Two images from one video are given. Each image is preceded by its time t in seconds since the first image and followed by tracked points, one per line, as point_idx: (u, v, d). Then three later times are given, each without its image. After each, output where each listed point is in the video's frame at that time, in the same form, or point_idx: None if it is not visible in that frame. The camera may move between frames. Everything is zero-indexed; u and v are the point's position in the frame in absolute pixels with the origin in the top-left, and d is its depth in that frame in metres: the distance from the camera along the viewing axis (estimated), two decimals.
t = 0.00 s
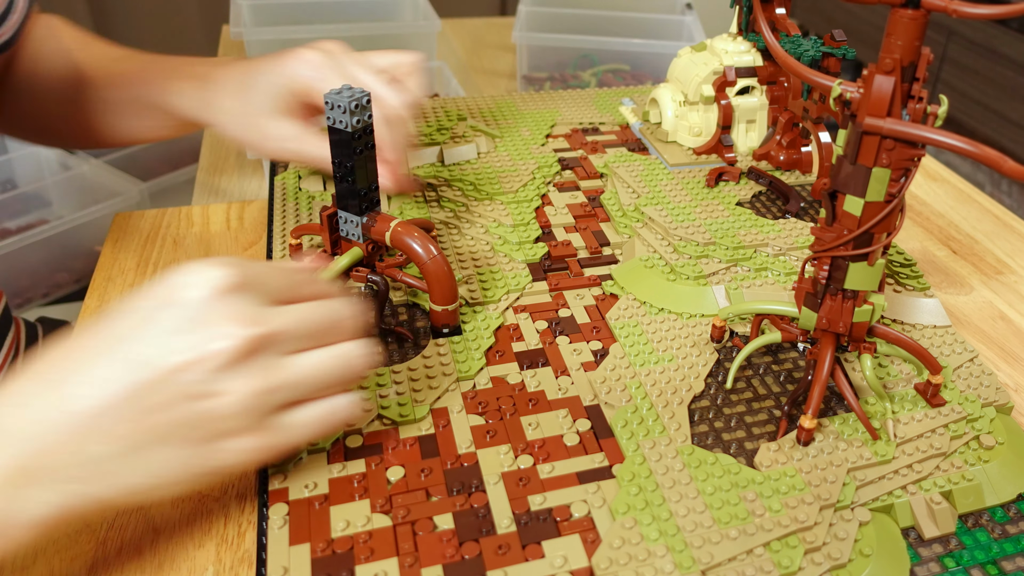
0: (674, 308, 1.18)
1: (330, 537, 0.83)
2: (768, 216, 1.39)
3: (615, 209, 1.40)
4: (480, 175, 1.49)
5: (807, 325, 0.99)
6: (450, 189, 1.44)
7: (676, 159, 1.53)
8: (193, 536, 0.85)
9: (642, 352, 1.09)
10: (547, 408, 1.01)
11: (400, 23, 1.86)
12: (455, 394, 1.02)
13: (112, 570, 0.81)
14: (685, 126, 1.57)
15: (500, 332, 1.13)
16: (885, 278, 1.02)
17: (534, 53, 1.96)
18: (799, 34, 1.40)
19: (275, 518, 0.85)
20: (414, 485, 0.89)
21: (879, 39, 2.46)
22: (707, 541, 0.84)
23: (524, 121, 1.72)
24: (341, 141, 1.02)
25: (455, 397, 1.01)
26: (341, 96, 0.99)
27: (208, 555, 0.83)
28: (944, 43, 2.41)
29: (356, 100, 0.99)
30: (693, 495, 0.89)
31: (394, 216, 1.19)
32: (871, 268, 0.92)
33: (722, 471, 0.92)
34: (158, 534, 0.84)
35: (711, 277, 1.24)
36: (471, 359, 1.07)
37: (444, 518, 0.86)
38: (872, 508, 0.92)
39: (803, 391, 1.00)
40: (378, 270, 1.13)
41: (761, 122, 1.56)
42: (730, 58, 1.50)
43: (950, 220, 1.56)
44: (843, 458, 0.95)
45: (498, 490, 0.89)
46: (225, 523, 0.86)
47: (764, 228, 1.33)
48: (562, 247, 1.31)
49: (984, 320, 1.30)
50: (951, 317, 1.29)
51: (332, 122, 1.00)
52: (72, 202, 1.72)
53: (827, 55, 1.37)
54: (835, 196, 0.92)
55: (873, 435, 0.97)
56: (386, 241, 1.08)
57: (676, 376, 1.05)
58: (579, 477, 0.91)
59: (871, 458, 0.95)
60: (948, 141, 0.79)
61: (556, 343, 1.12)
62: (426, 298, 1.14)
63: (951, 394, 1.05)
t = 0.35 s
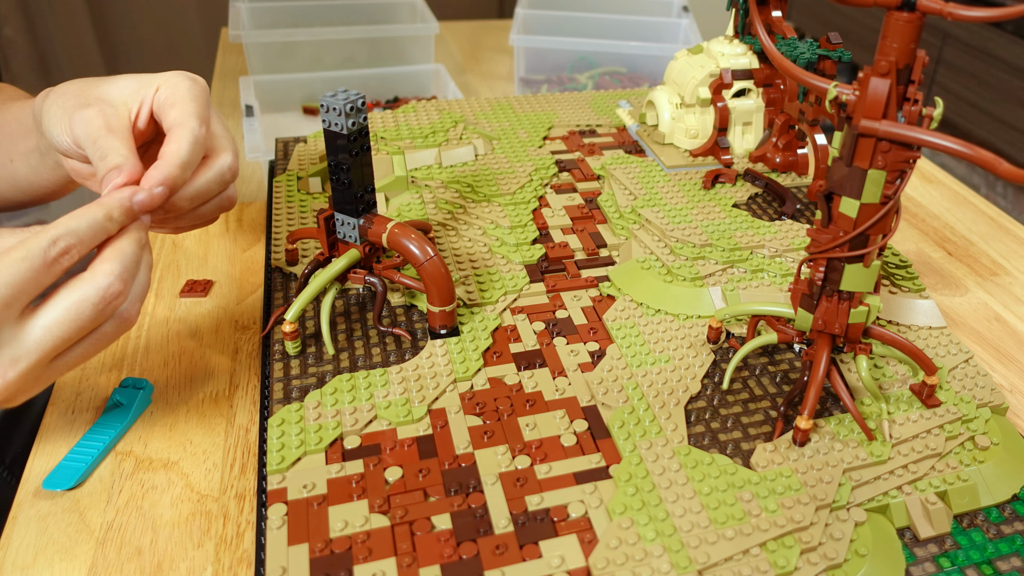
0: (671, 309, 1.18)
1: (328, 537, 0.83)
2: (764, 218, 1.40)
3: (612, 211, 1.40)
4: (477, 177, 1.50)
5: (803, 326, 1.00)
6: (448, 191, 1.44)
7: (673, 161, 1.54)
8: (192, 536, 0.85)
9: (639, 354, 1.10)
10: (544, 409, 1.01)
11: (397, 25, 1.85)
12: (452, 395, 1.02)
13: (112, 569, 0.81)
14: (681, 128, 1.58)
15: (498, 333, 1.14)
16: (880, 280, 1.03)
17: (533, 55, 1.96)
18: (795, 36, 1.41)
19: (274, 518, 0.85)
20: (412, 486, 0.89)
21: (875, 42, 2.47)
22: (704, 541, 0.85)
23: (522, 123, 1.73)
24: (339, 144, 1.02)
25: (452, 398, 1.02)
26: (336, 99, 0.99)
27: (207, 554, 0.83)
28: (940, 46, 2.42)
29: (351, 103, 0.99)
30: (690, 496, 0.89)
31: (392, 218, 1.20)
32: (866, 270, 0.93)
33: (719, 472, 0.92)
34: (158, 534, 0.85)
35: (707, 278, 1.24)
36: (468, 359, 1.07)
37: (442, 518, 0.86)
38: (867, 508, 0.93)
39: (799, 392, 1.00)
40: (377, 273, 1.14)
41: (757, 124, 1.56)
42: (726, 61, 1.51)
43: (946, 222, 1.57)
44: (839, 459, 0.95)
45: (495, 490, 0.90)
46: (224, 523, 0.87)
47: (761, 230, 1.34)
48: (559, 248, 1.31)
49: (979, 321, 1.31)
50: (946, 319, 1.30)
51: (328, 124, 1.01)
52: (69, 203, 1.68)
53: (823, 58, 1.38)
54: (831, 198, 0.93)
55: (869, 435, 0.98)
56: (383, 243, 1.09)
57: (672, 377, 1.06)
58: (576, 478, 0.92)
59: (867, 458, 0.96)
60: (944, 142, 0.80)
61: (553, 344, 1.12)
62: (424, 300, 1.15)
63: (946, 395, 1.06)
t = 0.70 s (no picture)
0: (668, 311, 1.19)
1: (327, 537, 0.84)
2: (761, 220, 1.40)
3: (609, 213, 1.41)
4: (475, 178, 1.50)
5: (799, 327, 1.01)
6: (445, 193, 1.45)
7: (669, 163, 1.54)
8: (191, 536, 0.85)
9: (636, 355, 1.10)
10: (542, 409, 1.02)
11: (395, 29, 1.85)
12: (450, 396, 1.03)
13: (111, 569, 0.81)
14: (678, 130, 1.59)
15: (495, 334, 1.14)
16: (876, 282, 1.03)
17: (529, 58, 1.97)
18: (790, 39, 1.42)
19: (273, 518, 0.85)
20: (410, 486, 0.90)
21: (871, 44, 2.48)
22: (700, 542, 0.85)
23: (519, 125, 1.74)
24: (338, 146, 1.02)
25: (450, 398, 1.02)
26: (335, 101, 1.00)
27: (206, 554, 0.84)
28: (935, 48, 2.43)
29: (349, 105, 1.00)
30: (686, 496, 0.90)
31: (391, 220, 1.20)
32: (862, 271, 0.94)
33: (715, 472, 0.93)
34: (157, 534, 0.85)
35: (704, 280, 1.25)
36: (466, 360, 1.08)
37: (439, 518, 0.87)
38: (863, 508, 0.93)
39: (796, 393, 1.01)
40: (376, 274, 1.14)
41: (754, 126, 1.57)
42: (722, 64, 1.52)
43: (941, 224, 1.57)
44: (835, 459, 0.96)
45: (493, 491, 0.90)
46: (223, 523, 0.87)
47: (757, 232, 1.35)
48: (557, 250, 1.32)
49: (974, 322, 1.31)
50: (942, 320, 1.30)
51: (326, 126, 1.01)
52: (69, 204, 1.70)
53: (819, 61, 1.39)
54: (827, 200, 0.94)
55: (865, 436, 0.98)
56: (381, 245, 1.09)
57: (669, 378, 1.06)
58: (573, 478, 0.92)
59: (863, 459, 0.97)
60: (939, 145, 0.81)
61: (551, 345, 1.13)
62: (422, 301, 1.15)
63: (942, 396, 1.06)
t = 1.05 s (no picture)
0: (664, 312, 1.19)
1: (325, 538, 0.84)
2: (757, 221, 1.41)
3: (606, 215, 1.41)
4: (473, 180, 1.51)
5: (795, 328, 1.01)
6: (443, 195, 1.46)
7: (666, 165, 1.55)
8: (190, 537, 0.86)
9: (633, 356, 1.11)
10: (539, 410, 1.02)
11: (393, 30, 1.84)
12: (448, 397, 1.03)
13: (110, 570, 0.82)
14: (675, 132, 1.58)
15: (493, 335, 1.15)
16: (872, 283, 1.04)
17: (526, 61, 1.97)
18: (787, 41, 1.43)
19: (272, 518, 0.85)
20: (408, 487, 0.90)
21: (867, 47, 2.50)
22: (697, 542, 0.86)
23: (517, 127, 1.74)
24: (336, 148, 1.03)
25: (448, 399, 1.03)
26: (333, 104, 1.00)
27: (205, 554, 0.84)
28: (931, 51, 2.44)
29: (347, 107, 1.00)
30: (683, 496, 0.90)
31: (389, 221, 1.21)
32: (858, 273, 0.94)
33: (712, 472, 0.94)
34: (156, 534, 0.86)
35: (700, 281, 1.26)
36: (464, 361, 1.08)
37: (437, 518, 0.87)
38: (859, 509, 0.94)
39: (792, 394, 1.01)
40: (373, 275, 1.14)
41: (750, 128, 1.58)
42: (719, 66, 1.53)
43: (937, 226, 1.58)
44: (831, 460, 0.96)
45: (490, 491, 0.91)
46: (222, 523, 0.87)
47: (753, 233, 1.35)
48: (554, 251, 1.32)
49: (969, 324, 1.32)
50: (937, 321, 1.31)
51: (324, 128, 1.02)
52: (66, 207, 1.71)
53: (815, 63, 1.39)
54: (823, 202, 0.95)
55: (860, 437, 0.99)
56: (380, 247, 1.10)
57: (666, 379, 1.07)
58: (570, 479, 0.93)
59: (858, 459, 0.97)
60: (935, 147, 0.81)
61: (548, 346, 1.14)
62: (419, 302, 1.16)
63: (937, 397, 1.07)
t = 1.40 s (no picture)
0: (661, 313, 1.20)
1: (324, 538, 0.85)
2: (753, 223, 1.42)
3: (603, 216, 1.42)
4: (470, 182, 1.51)
5: (791, 330, 1.02)
6: (441, 197, 1.46)
7: (663, 167, 1.56)
8: (189, 537, 0.86)
9: (630, 357, 1.11)
10: (536, 411, 1.03)
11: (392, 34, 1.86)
12: (446, 397, 1.04)
13: (109, 569, 0.82)
14: (671, 135, 1.60)
15: (491, 337, 1.16)
16: (868, 285, 1.05)
17: (523, 63, 1.98)
18: (783, 44, 1.44)
19: (270, 519, 0.86)
20: (406, 487, 0.91)
21: (863, 50, 2.51)
22: (693, 542, 0.86)
23: (514, 129, 1.75)
24: (335, 150, 1.03)
25: (446, 400, 1.03)
26: (331, 106, 1.01)
27: (204, 554, 0.84)
28: (926, 54, 2.46)
29: (347, 110, 1.01)
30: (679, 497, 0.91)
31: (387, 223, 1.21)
32: (854, 274, 0.95)
33: (708, 473, 0.94)
34: (155, 534, 0.86)
35: (697, 283, 1.26)
36: (461, 363, 1.09)
37: (435, 519, 0.88)
38: (855, 509, 0.95)
39: (788, 394, 1.02)
40: (372, 276, 1.15)
41: (746, 130, 1.59)
42: (715, 69, 1.53)
43: (932, 227, 1.59)
44: (827, 460, 0.97)
45: (488, 491, 0.91)
46: (221, 523, 0.88)
47: (750, 235, 1.36)
48: (551, 253, 1.33)
49: (964, 325, 1.33)
50: (932, 322, 1.32)
51: (322, 131, 1.02)
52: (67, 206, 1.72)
53: (811, 66, 1.40)
54: (819, 204, 0.96)
55: (856, 437, 1.00)
56: (378, 249, 1.10)
57: (662, 380, 1.08)
58: (567, 479, 0.93)
59: (854, 460, 0.98)
60: (930, 149, 0.82)
61: (546, 347, 1.14)
62: (417, 303, 1.16)
63: (933, 398, 1.08)
